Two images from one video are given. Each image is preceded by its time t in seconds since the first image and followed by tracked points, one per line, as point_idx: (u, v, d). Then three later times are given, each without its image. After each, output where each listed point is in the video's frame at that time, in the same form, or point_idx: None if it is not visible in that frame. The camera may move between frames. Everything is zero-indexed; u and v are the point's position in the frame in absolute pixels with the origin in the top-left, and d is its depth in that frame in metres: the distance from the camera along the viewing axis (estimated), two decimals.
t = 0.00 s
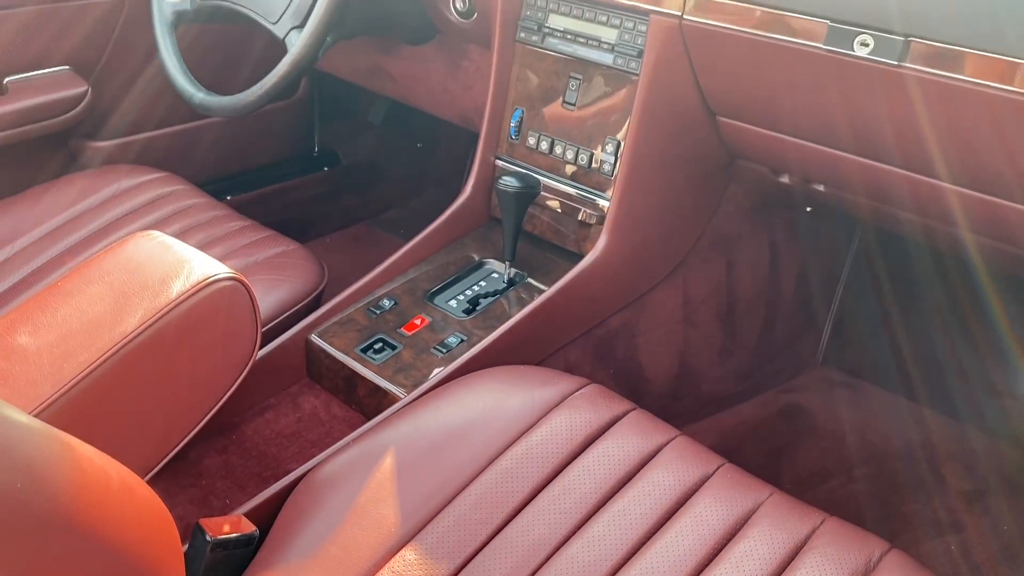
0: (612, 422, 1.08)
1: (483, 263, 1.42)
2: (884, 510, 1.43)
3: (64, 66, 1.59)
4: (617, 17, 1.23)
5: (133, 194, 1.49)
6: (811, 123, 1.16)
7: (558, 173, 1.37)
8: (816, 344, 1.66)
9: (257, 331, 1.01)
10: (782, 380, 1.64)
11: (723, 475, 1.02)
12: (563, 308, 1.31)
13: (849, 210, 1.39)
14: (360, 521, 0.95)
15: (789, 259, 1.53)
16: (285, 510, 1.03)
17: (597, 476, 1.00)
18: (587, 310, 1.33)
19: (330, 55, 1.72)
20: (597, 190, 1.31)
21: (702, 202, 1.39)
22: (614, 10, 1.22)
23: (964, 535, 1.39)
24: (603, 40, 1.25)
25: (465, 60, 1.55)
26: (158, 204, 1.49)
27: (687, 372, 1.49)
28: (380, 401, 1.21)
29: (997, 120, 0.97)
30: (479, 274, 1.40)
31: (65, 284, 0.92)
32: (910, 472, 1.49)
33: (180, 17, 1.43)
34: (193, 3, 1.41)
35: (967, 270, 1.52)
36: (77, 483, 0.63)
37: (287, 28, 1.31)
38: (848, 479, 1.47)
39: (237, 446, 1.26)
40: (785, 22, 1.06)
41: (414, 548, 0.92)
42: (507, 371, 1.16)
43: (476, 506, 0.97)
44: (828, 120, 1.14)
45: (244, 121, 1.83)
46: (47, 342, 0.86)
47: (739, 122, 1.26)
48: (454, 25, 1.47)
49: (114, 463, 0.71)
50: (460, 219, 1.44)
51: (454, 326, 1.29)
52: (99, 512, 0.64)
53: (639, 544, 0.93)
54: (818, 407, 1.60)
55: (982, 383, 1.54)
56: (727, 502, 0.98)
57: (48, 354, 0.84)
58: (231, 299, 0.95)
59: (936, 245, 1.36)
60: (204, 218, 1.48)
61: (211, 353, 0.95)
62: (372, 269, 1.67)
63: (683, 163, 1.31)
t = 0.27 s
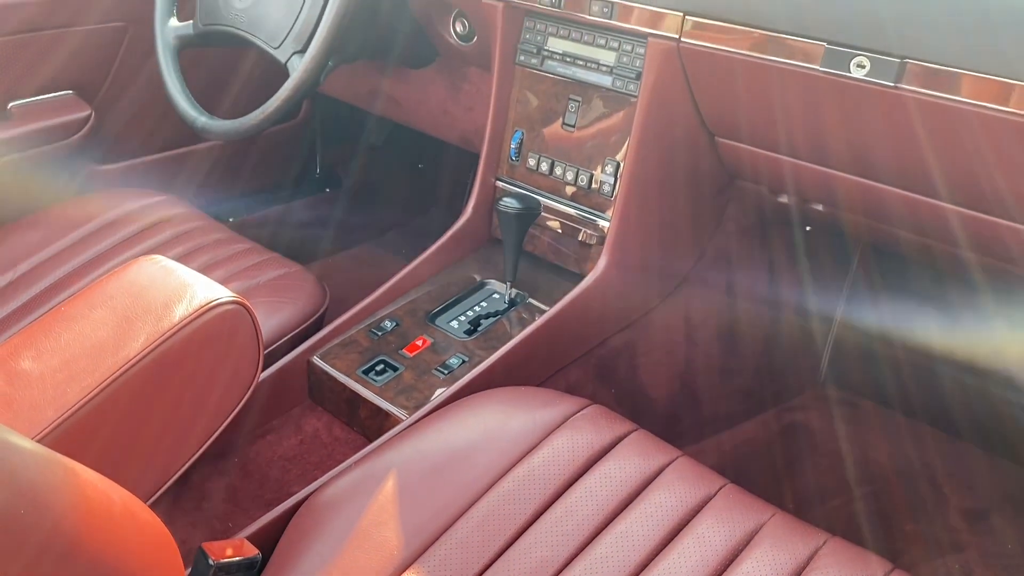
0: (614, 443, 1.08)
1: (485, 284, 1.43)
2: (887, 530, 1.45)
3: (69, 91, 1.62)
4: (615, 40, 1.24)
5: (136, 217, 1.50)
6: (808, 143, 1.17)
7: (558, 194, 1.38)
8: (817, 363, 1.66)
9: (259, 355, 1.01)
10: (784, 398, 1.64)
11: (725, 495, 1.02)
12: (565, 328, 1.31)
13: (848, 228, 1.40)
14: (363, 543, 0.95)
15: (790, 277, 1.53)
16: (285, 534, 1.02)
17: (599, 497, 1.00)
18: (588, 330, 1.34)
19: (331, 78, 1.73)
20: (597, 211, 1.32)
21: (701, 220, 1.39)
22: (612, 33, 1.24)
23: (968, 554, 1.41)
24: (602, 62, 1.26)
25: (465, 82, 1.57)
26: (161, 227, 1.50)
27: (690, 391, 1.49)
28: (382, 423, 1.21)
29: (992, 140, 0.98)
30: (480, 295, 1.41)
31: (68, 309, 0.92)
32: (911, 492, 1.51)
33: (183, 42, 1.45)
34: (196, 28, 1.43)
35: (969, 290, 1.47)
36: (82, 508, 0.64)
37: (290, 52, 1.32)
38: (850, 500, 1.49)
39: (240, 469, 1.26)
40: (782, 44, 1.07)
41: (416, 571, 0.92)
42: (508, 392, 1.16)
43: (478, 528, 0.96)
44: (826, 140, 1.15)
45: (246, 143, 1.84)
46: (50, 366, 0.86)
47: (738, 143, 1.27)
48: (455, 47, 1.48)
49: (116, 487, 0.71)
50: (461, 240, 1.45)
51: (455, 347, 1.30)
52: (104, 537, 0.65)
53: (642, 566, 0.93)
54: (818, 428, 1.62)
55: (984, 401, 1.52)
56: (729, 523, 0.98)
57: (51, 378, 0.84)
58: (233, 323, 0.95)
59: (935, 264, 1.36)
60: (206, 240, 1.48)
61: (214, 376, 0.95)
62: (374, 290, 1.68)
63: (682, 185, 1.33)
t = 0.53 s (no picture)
0: (615, 460, 1.08)
1: (485, 302, 1.44)
2: (889, 546, 1.45)
3: (70, 112, 1.65)
4: (614, 59, 1.25)
5: (139, 237, 1.51)
6: (807, 159, 1.18)
7: (558, 212, 1.39)
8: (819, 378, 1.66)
9: (260, 375, 1.01)
10: (786, 414, 1.65)
11: (727, 513, 1.02)
12: (566, 345, 1.31)
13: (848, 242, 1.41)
14: (364, 561, 0.94)
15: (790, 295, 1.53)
16: (286, 555, 1.01)
17: (601, 515, 1.00)
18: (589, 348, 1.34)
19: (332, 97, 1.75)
20: (598, 229, 1.33)
21: (702, 236, 1.40)
22: (611, 52, 1.24)
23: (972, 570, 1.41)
24: (601, 81, 1.27)
25: (465, 100, 1.58)
26: (163, 246, 1.50)
27: (692, 407, 1.49)
28: (383, 442, 1.21)
29: (990, 156, 0.98)
30: (482, 312, 1.41)
31: (71, 331, 0.93)
32: (914, 508, 1.51)
33: (185, 62, 1.46)
34: (198, 49, 1.45)
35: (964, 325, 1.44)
36: (85, 529, 0.64)
37: (291, 72, 1.33)
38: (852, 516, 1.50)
39: (241, 488, 1.29)
40: (779, 62, 1.08)
41: None
42: (510, 410, 1.16)
43: (480, 546, 0.96)
44: (824, 157, 1.16)
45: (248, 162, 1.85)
46: (53, 388, 0.86)
47: (739, 160, 1.29)
48: (454, 66, 1.50)
49: (116, 508, 0.72)
50: (462, 257, 1.46)
51: (457, 364, 1.30)
52: (108, 558, 0.65)
53: None
54: (820, 444, 1.63)
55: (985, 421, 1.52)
56: (732, 540, 0.98)
57: (54, 400, 0.84)
58: (235, 342, 0.95)
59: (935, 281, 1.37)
60: (209, 259, 1.49)
61: (216, 396, 0.95)
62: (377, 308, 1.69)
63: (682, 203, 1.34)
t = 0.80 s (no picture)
0: (617, 478, 1.07)
1: (487, 318, 1.43)
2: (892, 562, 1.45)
3: (71, 131, 1.67)
4: (613, 77, 1.26)
5: (141, 256, 1.51)
6: (806, 176, 1.19)
7: (558, 229, 1.40)
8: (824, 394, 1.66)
9: (262, 394, 1.01)
10: (789, 429, 1.64)
11: (729, 531, 1.02)
12: (567, 364, 1.31)
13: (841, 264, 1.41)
14: None
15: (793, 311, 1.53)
16: None
17: (603, 533, 0.99)
18: (590, 366, 1.34)
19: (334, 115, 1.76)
20: (597, 245, 1.34)
21: (701, 252, 1.40)
22: (610, 71, 1.26)
23: None
24: (600, 99, 1.28)
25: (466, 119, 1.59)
26: (164, 265, 1.51)
27: (693, 423, 1.49)
28: (384, 461, 1.21)
29: (988, 172, 0.99)
30: (482, 330, 1.41)
31: (72, 351, 0.93)
32: (916, 524, 1.51)
33: (186, 82, 1.47)
34: (200, 70, 1.46)
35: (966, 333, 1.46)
36: (86, 552, 0.64)
37: (292, 93, 1.33)
38: (855, 533, 1.49)
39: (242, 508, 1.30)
40: (776, 80, 1.08)
41: None
42: (511, 428, 1.16)
43: (482, 566, 0.96)
44: (823, 173, 1.17)
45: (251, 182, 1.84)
46: (54, 409, 0.86)
47: (739, 177, 1.29)
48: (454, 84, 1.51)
49: (119, 531, 0.71)
50: (463, 275, 1.46)
51: (458, 383, 1.30)
52: None
53: None
54: (826, 461, 1.62)
55: (985, 434, 1.53)
56: (734, 559, 0.98)
57: (55, 421, 0.84)
58: (236, 362, 0.95)
59: (934, 300, 1.38)
60: (210, 277, 1.49)
61: (217, 416, 0.95)
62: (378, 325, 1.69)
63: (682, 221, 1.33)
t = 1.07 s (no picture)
0: (617, 499, 1.07)
1: (488, 338, 1.44)
2: None
3: (76, 155, 1.67)
4: (610, 99, 1.27)
5: (142, 278, 1.52)
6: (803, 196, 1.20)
7: (558, 248, 1.40)
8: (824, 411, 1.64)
9: (262, 417, 1.01)
10: (791, 447, 1.64)
11: (731, 552, 1.01)
12: (568, 385, 1.32)
13: (843, 283, 1.41)
14: None
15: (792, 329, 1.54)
16: None
17: (604, 554, 0.99)
18: (591, 386, 1.35)
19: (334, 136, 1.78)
20: (597, 265, 1.35)
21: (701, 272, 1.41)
22: (607, 92, 1.27)
23: None
24: (598, 120, 1.29)
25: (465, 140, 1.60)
26: (165, 287, 1.51)
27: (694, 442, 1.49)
28: (386, 482, 1.21)
29: (983, 191, 1.00)
30: (483, 349, 1.42)
31: (74, 376, 0.93)
32: (919, 542, 1.50)
33: (188, 106, 1.48)
34: (201, 93, 1.47)
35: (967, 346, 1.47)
36: None
37: (293, 116, 1.34)
38: (857, 551, 1.49)
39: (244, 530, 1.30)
40: (771, 102, 1.09)
41: None
42: (512, 450, 1.16)
43: None
44: (820, 193, 1.18)
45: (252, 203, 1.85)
46: (56, 433, 0.86)
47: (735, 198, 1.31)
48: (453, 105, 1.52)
49: (121, 556, 0.70)
50: (463, 295, 1.46)
51: (459, 403, 1.30)
52: None
53: None
54: (829, 479, 1.61)
55: (982, 451, 1.54)
56: None
57: (57, 445, 0.84)
58: (236, 384, 0.95)
59: (933, 316, 1.38)
60: (211, 299, 1.50)
61: (218, 438, 0.95)
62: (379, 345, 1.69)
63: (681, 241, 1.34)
